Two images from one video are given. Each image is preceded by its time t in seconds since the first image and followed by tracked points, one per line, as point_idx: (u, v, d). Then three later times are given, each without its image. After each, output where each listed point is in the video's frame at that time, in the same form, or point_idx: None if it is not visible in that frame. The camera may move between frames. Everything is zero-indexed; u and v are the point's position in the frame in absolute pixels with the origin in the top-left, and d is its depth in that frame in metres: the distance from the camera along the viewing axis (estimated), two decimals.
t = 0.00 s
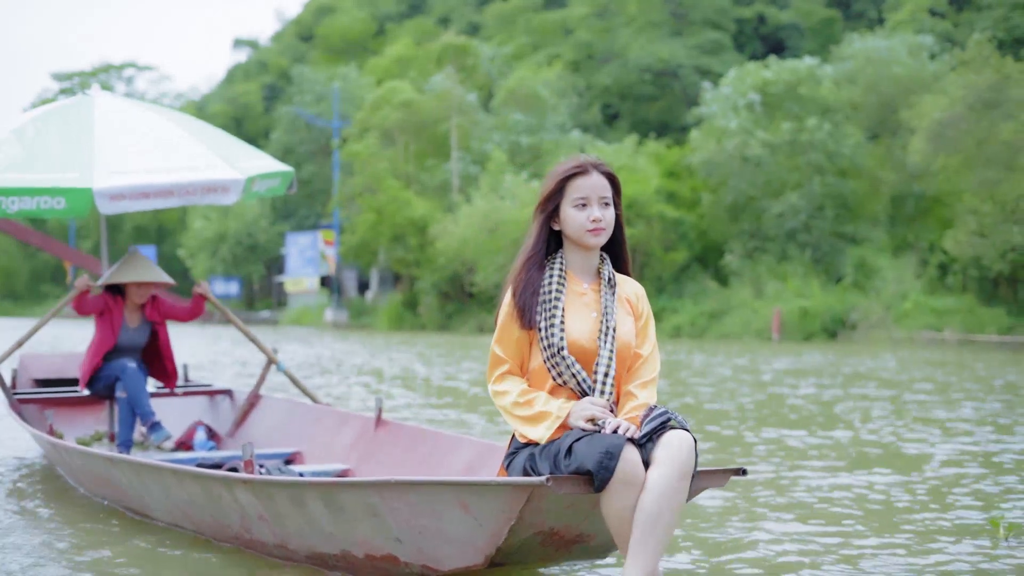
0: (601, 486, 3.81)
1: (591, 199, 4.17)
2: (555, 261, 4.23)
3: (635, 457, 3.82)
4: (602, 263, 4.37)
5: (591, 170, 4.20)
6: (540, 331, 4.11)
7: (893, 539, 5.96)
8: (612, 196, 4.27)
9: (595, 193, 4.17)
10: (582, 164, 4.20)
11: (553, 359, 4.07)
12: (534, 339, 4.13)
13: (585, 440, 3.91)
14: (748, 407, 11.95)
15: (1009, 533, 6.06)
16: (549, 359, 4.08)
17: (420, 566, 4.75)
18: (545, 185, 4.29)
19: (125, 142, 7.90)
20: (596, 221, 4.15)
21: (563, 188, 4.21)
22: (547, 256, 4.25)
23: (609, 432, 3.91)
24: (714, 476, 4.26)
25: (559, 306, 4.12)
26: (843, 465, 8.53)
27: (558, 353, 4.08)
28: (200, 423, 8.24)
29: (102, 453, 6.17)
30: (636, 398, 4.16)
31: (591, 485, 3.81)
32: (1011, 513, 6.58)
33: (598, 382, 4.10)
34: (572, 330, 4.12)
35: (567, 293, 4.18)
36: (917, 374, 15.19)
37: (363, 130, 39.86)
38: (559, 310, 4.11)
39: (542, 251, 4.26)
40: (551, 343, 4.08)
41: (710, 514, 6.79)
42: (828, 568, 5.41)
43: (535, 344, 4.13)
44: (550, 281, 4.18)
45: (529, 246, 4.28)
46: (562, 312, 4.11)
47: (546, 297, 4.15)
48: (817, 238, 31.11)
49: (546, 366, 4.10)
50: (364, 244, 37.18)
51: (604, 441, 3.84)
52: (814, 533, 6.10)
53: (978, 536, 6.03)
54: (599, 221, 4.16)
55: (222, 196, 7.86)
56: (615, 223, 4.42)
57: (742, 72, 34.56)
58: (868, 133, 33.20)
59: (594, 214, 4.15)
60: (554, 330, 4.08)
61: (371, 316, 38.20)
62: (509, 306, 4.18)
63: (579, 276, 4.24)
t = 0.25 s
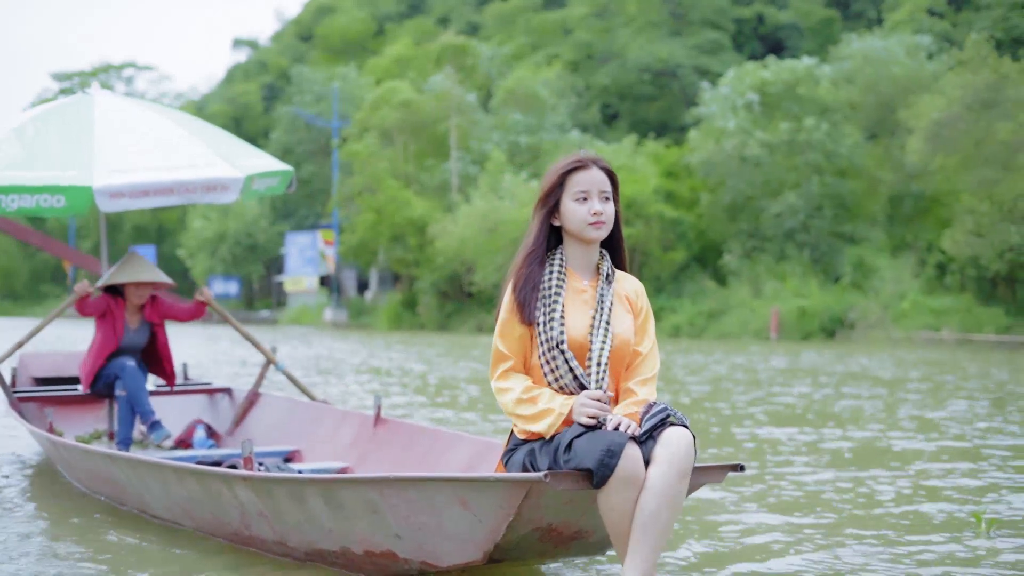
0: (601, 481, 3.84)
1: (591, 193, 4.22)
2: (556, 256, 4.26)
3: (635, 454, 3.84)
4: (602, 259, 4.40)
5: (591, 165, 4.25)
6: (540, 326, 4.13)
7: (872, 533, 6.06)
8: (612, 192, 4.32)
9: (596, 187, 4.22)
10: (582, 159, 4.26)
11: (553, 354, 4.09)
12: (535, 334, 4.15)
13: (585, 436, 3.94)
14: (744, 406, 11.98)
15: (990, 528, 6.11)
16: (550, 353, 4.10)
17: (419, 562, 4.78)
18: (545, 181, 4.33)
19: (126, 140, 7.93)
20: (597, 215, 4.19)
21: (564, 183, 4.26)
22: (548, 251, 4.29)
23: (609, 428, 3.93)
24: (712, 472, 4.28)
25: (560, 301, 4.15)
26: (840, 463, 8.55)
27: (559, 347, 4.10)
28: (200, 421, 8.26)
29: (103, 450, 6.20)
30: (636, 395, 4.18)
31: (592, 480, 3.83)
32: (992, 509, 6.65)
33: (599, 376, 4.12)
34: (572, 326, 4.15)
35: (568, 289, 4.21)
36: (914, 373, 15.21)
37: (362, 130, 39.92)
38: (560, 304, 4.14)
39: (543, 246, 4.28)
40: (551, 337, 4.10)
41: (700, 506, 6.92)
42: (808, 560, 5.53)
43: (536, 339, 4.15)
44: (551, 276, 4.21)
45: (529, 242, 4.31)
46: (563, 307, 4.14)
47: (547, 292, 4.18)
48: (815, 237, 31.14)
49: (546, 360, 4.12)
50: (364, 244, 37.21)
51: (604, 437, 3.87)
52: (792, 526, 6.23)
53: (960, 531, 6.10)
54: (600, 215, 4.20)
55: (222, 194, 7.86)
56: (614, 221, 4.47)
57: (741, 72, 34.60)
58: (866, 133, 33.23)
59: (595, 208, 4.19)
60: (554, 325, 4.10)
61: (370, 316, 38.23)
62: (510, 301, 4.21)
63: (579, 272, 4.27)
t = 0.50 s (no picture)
0: (599, 478, 3.86)
1: (590, 188, 4.24)
2: (555, 253, 4.27)
3: (632, 451, 3.87)
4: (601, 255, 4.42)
5: (589, 161, 4.28)
6: (540, 322, 4.15)
7: (854, 529, 6.16)
8: (612, 188, 4.34)
9: (595, 182, 4.25)
10: (581, 155, 4.29)
11: (553, 350, 4.11)
12: (535, 331, 4.17)
13: (583, 432, 3.96)
14: (740, 406, 11.99)
15: (973, 524, 6.17)
16: (549, 350, 4.12)
17: (418, 559, 4.80)
18: (545, 176, 4.35)
19: (125, 140, 7.95)
20: (597, 210, 4.22)
21: (563, 179, 4.29)
22: (547, 247, 4.31)
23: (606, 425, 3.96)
24: (709, 469, 4.31)
25: (559, 296, 4.17)
26: (836, 463, 8.56)
27: (558, 344, 4.11)
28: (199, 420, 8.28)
29: (102, 448, 6.22)
30: (634, 392, 4.21)
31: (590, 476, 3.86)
32: (978, 506, 6.71)
33: (598, 375, 4.13)
34: (572, 323, 4.16)
35: (568, 286, 4.22)
36: (911, 372, 15.21)
37: (362, 130, 39.94)
38: (560, 300, 4.15)
39: (543, 244, 4.29)
40: (550, 333, 4.12)
41: (693, 506, 6.96)
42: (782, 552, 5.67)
43: (536, 336, 4.17)
44: (550, 273, 4.23)
45: (530, 238, 4.33)
46: (561, 302, 4.16)
47: (546, 288, 4.19)
48: (814, 237, 31.15)
49: (546, 357, 4.14)
50: (363, 243, 37.22)
51: (602, 436, 3.89)
52: (776, 522, 6.33)
53: (942, 526, 6.17)
54: (600, 210, 4.23)
55: (222, 193, 7.85)
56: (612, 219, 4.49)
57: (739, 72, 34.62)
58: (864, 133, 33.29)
59: (595, 203, 4.22)
60: (554, 321, 4.12)
61: (370, 316, 38.26)
62: (510, 298, 4.23)
63: (579, 269, 4.29)
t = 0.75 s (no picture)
0: (597, 476, 3.90)
1: (589, 185, 4.27)
2: (555, 251, 4.29)
3: (631, 449, 3.90)
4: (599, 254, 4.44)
5: (587, 159, 4.30)
6: (540, 321, 4.17)
7: (847, 528, 6.20)
8: (610, 186, 4.37)
9: (593, 180, 4.27)
10: (579, 153, 4.31)
11: (553, 349, 4.13)
12: (536, 330, 4.19)
13: (582, 430, 3.99)
14: (738, 406, 12.00)
15: (956, 521, 6.29)
16: (549, 349, 4.14)
17: (417, 557, 4.83)
18: (543, 175, 4.37)
19: (124, 140, 7.97)
20: (595, 207, 4.24)
21: (562, 177, 4.30)
22: (547, 246, 4.32)
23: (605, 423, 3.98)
24: (708, 467, 4.33)
25: (559, 295, 4.19)
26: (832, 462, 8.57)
27: (559, 343, 4.13)
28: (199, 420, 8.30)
29: (101, 446, 6.25)
30: (634, 390, 4.24)
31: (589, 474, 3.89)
32: (960, 501, 6.87)
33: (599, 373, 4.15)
34: (572, 322, 4.18)
35: (568, 286, 4.24)
36: (909, 372, 15.23)
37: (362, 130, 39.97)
38: (559, 299, 4.18)
39: (542, 243, 4.31)
40: (549, 332, 4.14)
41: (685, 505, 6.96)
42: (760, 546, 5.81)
43: (536, 335, 4.19)
44: (551, 272, 4.25)
45: (529, 237, 4.35)
46: (561, 301, 4.18)
47: (546, 287, 4.21)
48: (812, 237, 31.16)
49: (546, 356, 4.16)
50: (363, 243, 37.23)
51: (600, 432, 3.92)
52: (766, 519, 6.42)
53: (926, 523, 6.28)
54: (598, 208, 4.24)
55: (222, 193, 7.88)
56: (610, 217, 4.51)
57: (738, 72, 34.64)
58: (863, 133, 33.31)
59: (593, 200, 4.24)
60: (554, 320, 4.14)
61: (370, 316, 38.29)
62: (511, 297, 4.25)
63: (578, 268, 4.31)
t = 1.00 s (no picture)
0: (596, 474, 3.92)
1: (587, 185, 4.28)
2: (554, 251, 4.32)
3: (630, 447, 3.92)
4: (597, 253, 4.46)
5: (586, 158, 4.32)
6: (538, 321, 4.19)
7: (838, 525, 6.26)
8: (608, 185, 4.39)
9: (591, 179, 4.29)
10: (577, 152, 4.32)
11: (551, 349, 4.15)
12: (534, 330, 4.21)
13: (581, 428, 4.02)
14: (734, 406, 12.03)
15: (937, 517, 6.41)
16: (548, 349, 4.16)
17: (415, 555, 4.86)
18: (541, 175, 4.39)
19: (124, 140, 8.00)
20: (594, 206, 4.26)
21: (560, 177, 4.32)
22: (545, 246, 4.35)
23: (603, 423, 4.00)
24: (706, 466, 4.35)
25: (557, 294, 4.21)
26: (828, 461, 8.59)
27: (557, 344, 4.15)
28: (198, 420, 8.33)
29: (100, 445, 6.27)
30: (633, 389, 4.27)
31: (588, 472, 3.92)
32: (943, 497, 7.02)
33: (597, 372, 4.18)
34: (570, 322, 4.21)
35: (567, 285, 4.27)
36: (906, 372, 15.26)
37: (361, 130, 40.00)
38: (558, 299, 4.20)
39: (542, 242, 4.34)
40: (548, 332, 4.16)
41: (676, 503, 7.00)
42: (744, 537, 5.95)
43: (534, 334, 4.21)
44: (550, 271, 4.27)
45: (528, 236, 4.37)
46: (559, 300, 4.20)
47: (544, 287, 4.24)
48: (810, 237, 31.19)
49: (545, 356, 4.18)
50: (362, 243, 37.26)
51: (599, 431, 3.95)
52: (759, 516, 6.47)
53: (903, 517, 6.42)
54: (597, 207, 4.27)
55: (222, 193, 7.94)
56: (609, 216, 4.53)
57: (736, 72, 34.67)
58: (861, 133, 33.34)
59: (592, 199, 4.26)
60: (553, 321, 4.16)
61: (369, 316, 38.33)
62: (510, 297, 4.27)
63: (577, 267, 4.34)
